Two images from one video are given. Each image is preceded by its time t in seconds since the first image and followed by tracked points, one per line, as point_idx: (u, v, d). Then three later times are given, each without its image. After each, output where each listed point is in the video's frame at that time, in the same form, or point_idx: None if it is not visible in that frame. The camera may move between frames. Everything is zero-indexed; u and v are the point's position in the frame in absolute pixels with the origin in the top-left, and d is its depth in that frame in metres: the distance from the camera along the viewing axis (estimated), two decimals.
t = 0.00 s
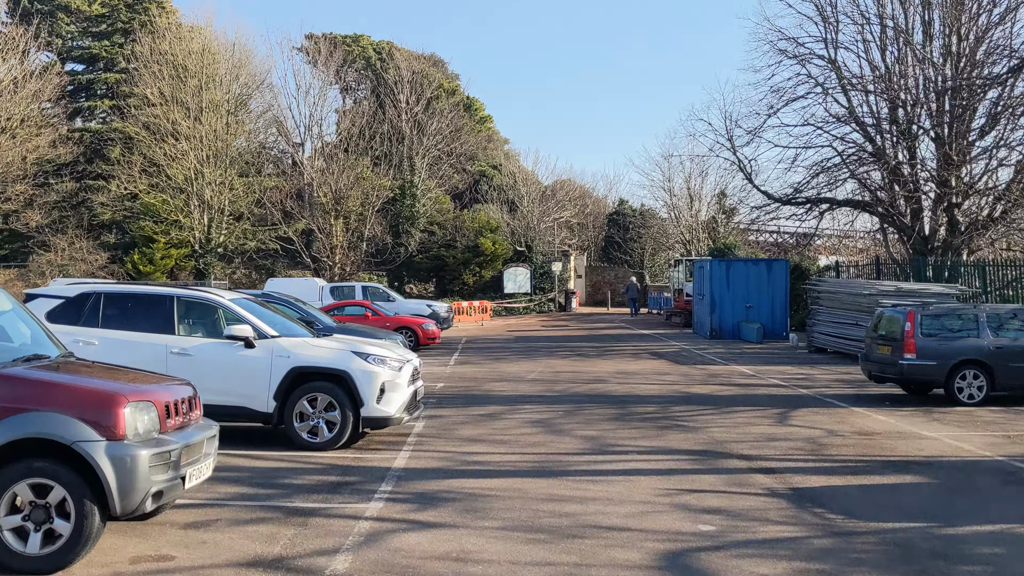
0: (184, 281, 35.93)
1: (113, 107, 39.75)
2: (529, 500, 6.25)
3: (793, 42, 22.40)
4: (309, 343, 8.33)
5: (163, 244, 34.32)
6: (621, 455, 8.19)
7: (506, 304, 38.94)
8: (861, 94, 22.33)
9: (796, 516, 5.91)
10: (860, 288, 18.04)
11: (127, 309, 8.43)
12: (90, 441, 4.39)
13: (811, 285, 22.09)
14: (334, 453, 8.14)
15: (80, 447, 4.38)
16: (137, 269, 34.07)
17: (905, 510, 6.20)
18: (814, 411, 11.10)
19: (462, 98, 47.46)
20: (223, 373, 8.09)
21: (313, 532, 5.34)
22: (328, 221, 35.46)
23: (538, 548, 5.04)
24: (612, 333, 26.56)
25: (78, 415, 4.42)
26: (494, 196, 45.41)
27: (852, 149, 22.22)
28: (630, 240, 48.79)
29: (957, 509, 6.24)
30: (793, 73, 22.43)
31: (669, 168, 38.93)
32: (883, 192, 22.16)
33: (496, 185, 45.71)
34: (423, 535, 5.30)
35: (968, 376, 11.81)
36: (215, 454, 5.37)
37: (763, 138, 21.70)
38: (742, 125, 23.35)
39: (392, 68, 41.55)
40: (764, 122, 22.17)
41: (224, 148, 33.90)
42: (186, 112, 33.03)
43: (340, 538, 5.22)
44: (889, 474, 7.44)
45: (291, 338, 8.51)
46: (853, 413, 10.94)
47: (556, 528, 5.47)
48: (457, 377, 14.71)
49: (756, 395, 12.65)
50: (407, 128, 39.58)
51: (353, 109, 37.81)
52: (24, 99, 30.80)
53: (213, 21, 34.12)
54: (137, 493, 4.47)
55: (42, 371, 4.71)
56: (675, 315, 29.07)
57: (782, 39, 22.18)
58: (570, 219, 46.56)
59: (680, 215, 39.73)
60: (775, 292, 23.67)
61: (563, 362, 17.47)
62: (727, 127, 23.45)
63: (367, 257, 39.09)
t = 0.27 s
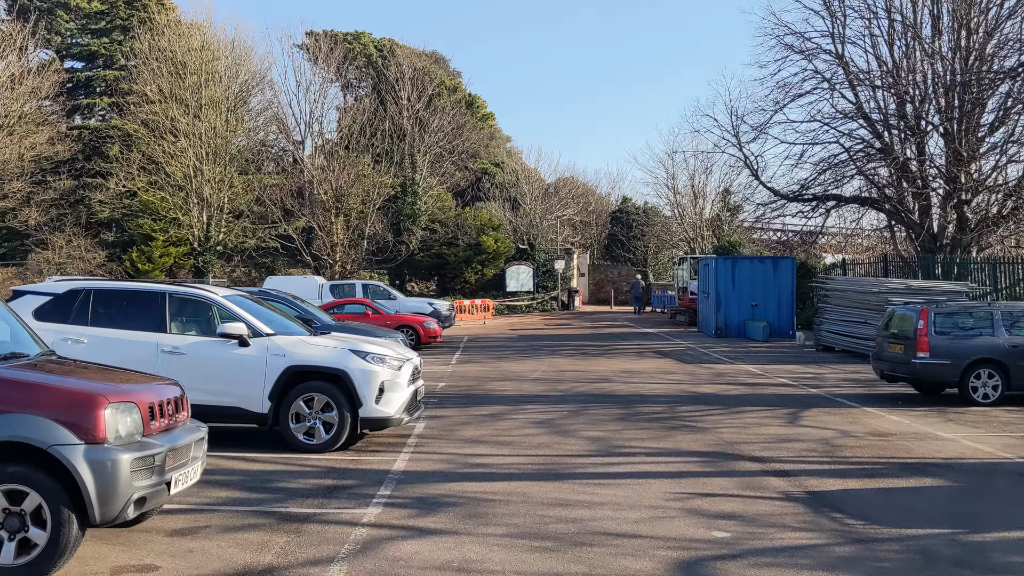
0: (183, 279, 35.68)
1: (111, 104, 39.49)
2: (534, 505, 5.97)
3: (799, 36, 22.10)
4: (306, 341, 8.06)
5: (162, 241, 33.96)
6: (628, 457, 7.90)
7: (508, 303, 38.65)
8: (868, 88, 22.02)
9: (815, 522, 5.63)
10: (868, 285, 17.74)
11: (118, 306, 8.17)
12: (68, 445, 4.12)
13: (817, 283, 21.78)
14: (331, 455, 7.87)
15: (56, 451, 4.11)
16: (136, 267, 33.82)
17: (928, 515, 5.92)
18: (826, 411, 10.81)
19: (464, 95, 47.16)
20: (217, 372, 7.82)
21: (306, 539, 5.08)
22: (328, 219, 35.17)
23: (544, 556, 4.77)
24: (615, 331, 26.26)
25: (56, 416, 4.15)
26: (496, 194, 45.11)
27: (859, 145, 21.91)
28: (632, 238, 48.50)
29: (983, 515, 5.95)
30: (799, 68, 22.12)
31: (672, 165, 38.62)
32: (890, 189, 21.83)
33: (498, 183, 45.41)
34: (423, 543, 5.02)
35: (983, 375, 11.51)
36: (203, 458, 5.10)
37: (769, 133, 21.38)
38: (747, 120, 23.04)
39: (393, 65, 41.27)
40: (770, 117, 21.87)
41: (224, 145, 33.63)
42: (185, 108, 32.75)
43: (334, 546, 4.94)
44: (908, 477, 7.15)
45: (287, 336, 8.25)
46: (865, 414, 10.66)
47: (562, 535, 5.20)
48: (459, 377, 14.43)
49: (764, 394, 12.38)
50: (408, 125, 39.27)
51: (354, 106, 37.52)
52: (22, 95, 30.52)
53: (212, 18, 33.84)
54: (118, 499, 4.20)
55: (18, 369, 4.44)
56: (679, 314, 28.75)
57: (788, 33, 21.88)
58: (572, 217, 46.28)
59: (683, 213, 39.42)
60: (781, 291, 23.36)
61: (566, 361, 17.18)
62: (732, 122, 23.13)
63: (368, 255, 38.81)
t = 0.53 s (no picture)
0: (181, 276, 35.40)
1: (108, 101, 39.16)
2: (537, 513, 5.70)
3: (805, 30, 21.82)
4: (301, 341, 7.80)
5: (159, 239, 33.58)
6: (634, 460, 7.64)
7: (509, 300, 38.38)
8: (874, 83, 21.74)
9: (832, 531, 5.36)
10: (875, 283, 17.47)
11: (106, 304, 7.92)
12: (39, 454, 3.85)
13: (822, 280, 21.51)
14: (327, 460, 7.61)
15: (27, 461, 3.84)
16: (133, 264, 33.55)
17: (949, 524, 5.66)
18: (835, 412, 10.54)
19: (464, 91, 46.87)
20: (208, 373, 7.57)
21: (298, 551, 4.81)
22: (328, 216, 34.88)
23: (549, 570, 4.50)
24: (617, 329, 25.99)
25: (26, 425, 3.88)
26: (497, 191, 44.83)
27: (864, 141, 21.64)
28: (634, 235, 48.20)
29: (1007, 523, 5.69)
30: (804, 62, 21.80)
31: (675, 162, 38.34)
32: (896, 185, 21.54)
33: (498, 180, 45.12)
34: (420, 556, 4.76)
35: (996, 375, 11.24)
36: (188, 465, 4.84)
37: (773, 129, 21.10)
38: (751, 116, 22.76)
39: (393, 60, 40.97)
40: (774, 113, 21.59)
41: (223, 141, 33.33)
42: (183, 104, 32.44)
43: (327, 559, 4.68)
44: (925, 482, 6.89)
45: (281, 335, 7.98)
46: (876, 414, 10.39)
47: (567, 547, 4.93)
48: (459, 376, 14.16)
49: (771, 394, 12.11)
50: (408, 121, 38.98)
51: (354, 102, 37.22)
52: (18, 91, 30.21)
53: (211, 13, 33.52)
54: (93, 512, 3.93)
55: None
56: (682, 312, 28.48)
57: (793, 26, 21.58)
58: (573, 214, 46.00)
59: (685, 210, 39.13)
60: (785, 288, 23.08)
61: (568, 360, 16.91)
62: (736, 117, 22.85)
63: (367, 252, 38.53)
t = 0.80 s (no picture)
0: (175, 275, 35.12)
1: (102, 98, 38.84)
2: (535, 519, 5.45)
3: (804, 25, 21.61)
4: (290, 340, 7.54)
5: (153, 237, 33.49)
6: (634, 463, 7.40)
7: (506, 299, 38.15)
8: (874, 78, 21.53)
9: (844, 539, 5.13)
10: (876, 280, 17.26)
11: (89, 302, 7.67)
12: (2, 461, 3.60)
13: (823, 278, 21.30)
14: (318, 463, 7.36)
15: None
16: (127, 263, 33.29)
17: (965, 531, 5.42)
18: (839, 412, 10.32)
19: (461, 88, 46.60)
20: (194, 373, 7.32)
21: (283, 562, 4.56)
22: (323, 213, 34.60)
23: None
24: (615, 328, 25.78)
25: None
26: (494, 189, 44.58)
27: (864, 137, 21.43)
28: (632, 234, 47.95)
29: None
30: (804, 57, 21.58)
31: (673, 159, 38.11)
32: (897, 181, 21.34)
33: (495, 178, 44.87)
34: (412, 566, 4.51)
35: (1003, 373, 11.01)
36: (167, 471, 4.59)
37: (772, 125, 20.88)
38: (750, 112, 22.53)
39: (388, 57, 40.68)
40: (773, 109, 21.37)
41: (217, 138, 33.04)
42: (177, 101, 32.14)
43: (314, 570, 4.43)
44: (936, 485, 6.66)
45: (270, 334, 7.72)
46: (881, 415, 10.16)
47: (567, 557, 4.69)
48: (455, 375, 13.91)
49: (773, 393, 11.88)
50: (404, 118, 38.68)
51: (350, 99, 36.94)
52: (9, 88, 29.89)
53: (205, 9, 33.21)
54: (61, 522, 3.67)
55: None
56: (680, 310, 28.27)
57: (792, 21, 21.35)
58: (571, 212, 45.76)
59: (683, 208, 38.91)
60: (785, 286, 22.87)
61: (565, 359, 16.67)
62: (735, 114, 22.63)
63: (363, 250, 38.26)
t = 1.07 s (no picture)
0: (172, 270, 34.85)
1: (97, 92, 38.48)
2: (536, 525, 5.19)
3: (807, 15, 21.29)
4: (282, 337, 7.28)
5: (150, 232, 33.53)
6: (638, 463, 7.14)
7: (505, 293, 37.90)
8: (878, 68, 21.22)
9: (861, 545, 4.87)
10: (881, 272, 16.99)
11: (73, 298, 7.39)
12: None
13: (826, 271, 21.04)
14: (310, 464, 7.10)
15: None
16: (125, 258, 33.15)
17: (987, 535, 5.17)
18: (847, 408, 10.06)
19: (459, 81, 46.24)
20: (182, 372, 7.05)
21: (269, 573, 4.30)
22: (321, 208, 34.31)
23: None
24: (616, 322, 25.53)
25: None
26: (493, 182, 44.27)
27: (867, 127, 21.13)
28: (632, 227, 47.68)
29: None
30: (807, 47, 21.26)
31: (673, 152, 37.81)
32: (900, 173, 21.06)
33: (494, 171, 44.55)
34: None
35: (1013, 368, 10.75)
36: (146, 478, 4.33)
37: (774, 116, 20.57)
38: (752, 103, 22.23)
39: (386, 49, 40.30)
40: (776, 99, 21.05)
41: (214, 132, 32.70)
42: (173, 95, 31.79)
43: None
44: (952, 485, 6.41)
45: (261, 330, 7.45)
46: (889, 411, 9.91)
47: (570, 567, 4.43)
48: (453, 371, 13.65)
49: (778, 389, 11.63)
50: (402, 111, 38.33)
51: (347, 93, 36.61)
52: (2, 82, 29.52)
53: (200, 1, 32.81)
54: (27, 536, 3.42)
55: None
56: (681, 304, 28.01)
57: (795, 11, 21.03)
58: (570, 205, 45.46)
59: (683, 201, 38.63)
60: (787, 279, 22.60)
61: (566, 354, 16.41)
62: (736, 104, 22.33)
63: (362, 245, 37.98)
